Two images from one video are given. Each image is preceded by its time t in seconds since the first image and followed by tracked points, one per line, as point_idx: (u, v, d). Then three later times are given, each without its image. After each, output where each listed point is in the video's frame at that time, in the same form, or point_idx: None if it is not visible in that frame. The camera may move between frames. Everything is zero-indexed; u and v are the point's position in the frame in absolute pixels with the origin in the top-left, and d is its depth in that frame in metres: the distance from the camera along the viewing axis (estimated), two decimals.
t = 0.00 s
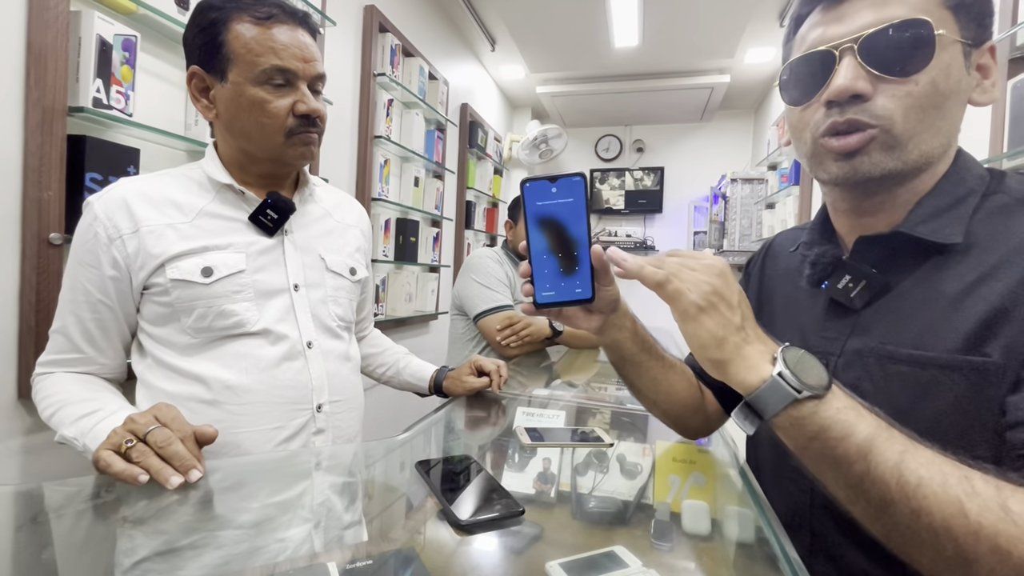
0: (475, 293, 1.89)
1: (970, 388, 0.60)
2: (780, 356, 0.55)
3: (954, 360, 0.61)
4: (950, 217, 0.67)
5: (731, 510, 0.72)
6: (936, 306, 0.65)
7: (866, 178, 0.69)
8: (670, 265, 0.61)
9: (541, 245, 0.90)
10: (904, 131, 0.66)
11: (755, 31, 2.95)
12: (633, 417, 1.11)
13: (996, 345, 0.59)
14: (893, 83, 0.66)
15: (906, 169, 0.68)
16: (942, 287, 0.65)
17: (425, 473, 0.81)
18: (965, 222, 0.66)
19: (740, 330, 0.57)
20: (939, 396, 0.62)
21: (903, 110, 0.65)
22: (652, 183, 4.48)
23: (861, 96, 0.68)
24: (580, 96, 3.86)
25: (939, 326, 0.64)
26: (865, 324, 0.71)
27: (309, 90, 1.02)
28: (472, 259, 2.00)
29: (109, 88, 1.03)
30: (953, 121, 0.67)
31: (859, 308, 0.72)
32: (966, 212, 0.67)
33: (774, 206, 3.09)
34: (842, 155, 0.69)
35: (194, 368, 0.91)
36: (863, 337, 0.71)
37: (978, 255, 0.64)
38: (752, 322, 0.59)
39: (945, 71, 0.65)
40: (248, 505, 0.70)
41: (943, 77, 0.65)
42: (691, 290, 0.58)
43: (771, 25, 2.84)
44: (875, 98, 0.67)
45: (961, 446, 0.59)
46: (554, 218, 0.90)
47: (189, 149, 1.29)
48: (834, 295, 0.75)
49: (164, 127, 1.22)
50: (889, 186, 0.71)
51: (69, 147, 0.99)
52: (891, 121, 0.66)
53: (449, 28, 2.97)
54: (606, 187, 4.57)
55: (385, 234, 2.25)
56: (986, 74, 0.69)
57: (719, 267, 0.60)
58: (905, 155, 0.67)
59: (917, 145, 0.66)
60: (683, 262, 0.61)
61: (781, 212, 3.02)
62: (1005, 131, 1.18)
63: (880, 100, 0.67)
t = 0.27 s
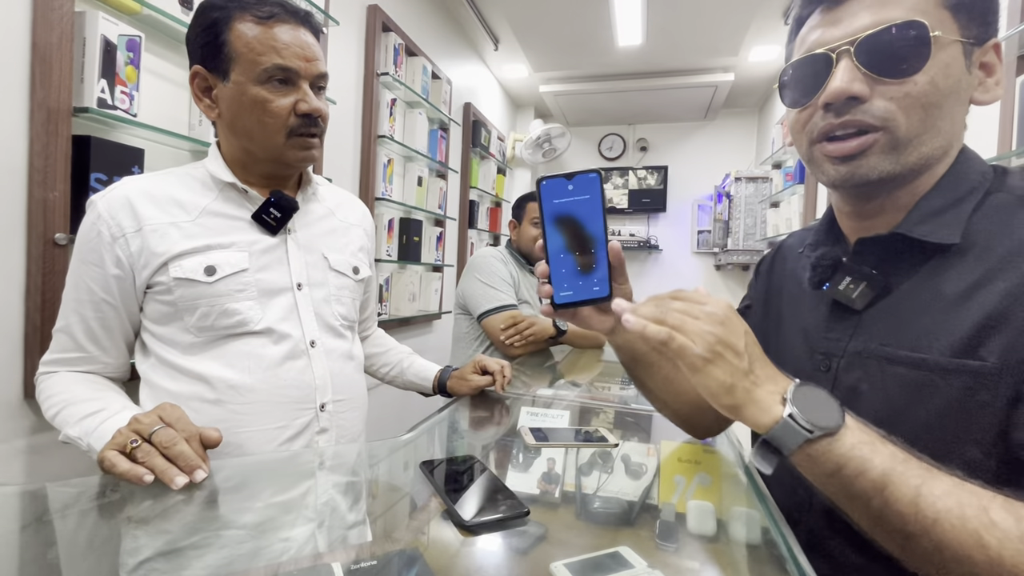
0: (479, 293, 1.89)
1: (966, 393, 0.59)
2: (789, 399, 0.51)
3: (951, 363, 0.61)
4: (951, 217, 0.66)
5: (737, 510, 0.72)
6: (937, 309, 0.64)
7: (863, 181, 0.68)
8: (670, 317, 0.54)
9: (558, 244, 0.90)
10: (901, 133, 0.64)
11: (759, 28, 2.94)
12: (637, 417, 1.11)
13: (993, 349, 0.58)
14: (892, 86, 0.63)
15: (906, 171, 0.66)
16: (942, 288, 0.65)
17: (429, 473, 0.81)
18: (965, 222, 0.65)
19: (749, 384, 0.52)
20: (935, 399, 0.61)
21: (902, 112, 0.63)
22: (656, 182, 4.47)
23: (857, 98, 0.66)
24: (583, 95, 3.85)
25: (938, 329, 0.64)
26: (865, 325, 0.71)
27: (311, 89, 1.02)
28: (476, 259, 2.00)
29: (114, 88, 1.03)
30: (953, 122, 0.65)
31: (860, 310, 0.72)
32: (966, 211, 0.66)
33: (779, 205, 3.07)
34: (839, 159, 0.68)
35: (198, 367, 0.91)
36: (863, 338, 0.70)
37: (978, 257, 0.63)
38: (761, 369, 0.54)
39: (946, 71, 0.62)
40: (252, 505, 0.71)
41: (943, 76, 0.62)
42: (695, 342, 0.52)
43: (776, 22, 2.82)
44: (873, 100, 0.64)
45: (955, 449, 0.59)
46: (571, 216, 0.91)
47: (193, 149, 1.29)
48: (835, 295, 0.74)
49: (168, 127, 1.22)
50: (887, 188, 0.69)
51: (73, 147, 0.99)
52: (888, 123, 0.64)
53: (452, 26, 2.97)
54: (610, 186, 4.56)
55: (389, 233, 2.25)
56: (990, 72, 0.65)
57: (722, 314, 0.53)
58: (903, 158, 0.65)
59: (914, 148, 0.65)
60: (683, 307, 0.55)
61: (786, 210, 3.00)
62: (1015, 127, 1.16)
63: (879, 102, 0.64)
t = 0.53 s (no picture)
0: (483, 292, 1.89)
1: (933, 375, 0.69)
2: (851, 462, 0.57)
3: (922, 347, 0.71)
4: (930, 219, 0.76)
5: (744, 510, 0.71)
6: (913, 299, 0.75)
7: (834, 190, 0.81)
8: (716, 421, 0.60)
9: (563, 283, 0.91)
10: (861, 150, 0.75)
11: (764, 26, 2.92)
12: (642, 417, 1.10)
13: (959, 338, 0.68)
14: (853, 108, 0.75)
15: (878, 179, 0.77)
16: (920, 279, 0.75)
17: (434, 472, 0.81)
18: (941, 225, 0.75)
19: (807, 463, 0.57)
20: (905, 379, 0.71)
21: (861, 132, 0.75)
22: (659, 180, 4.45)
23: (821, 121, 0.79)
24: (587, 94, 3.84)
25: (914, 318, 0.73)
26: (851, 311, 0.81)
27: (314, 88, 1.02)
28: (480, 258, 2.00)
29: (119, 88, 1.04)
30: (923, 133, 0.74)
31: (845, 296, 0.83)
32: (945, 214, 0.75)
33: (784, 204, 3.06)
34: (814, 172, 0.82)
35: (202, 367, 0.91)
36: (848, 324, 0.81)
37: (952, 255, 0.73)
38: (813, 445, 0.58)
39: (906, 90, 0.72)
40: (257, 504, 0.71)
41: (900, 98, 0.72)
42: (747, 440, 0.58)
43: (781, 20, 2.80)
44: (835, 123, 0.77)
45: (920, 421, 0.69)
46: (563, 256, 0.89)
47: (199, 150, 1.29)
48: (824, 282, 0.85)
49: (173, 127, 1.23)
50: (863, 198, 0.81)
51: (80, 147, 1.00)
52: (847, 142, 0.76)
53: (456, 26, 2.97)
54: (613, 185, 4.55)
55: (393, 233, 2.25)
56: (972, 79, 0.73)
57: (761, 405, 0.59)
58: (871, 170, 0.76)
59: (879, 160, 0.75)
60: (721, 401, 0.61)
61: (791, 209, 2.99)
62: None
63: (841, 124, 0.77)
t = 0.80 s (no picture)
0: (487, 291, 1.88)
1: (898, 358, 0.75)
2: (829, 492, 0.60)
3: (888, 333, 0.77)
4: (897, 218, 0.84)
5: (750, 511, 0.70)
6: (882, 289, 0.81)
7: (802, 191, 0.94)
8: (713, 470, 0.61)
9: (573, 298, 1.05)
10: (815, 158, 0.88)
11: (769, 24, 2.91)
12: (647, 416, 1.10)
13: (920, 324, 0.75)
14: (808, 123, 0.88)
15: (834, 184, 0.89)
16: (890, 272, 0.82)
17: (438, 471, 0.81)
18: (907, 223, 0.83)
19: (799, 501, 0.60)
20: (874, 362, 0.78)
21: (813, 143, 0.88)
22: (663, 179, 4.44)
23: (784, 134, 0.92)
24: (591, 93, 3.83)
25: (882, 306, 0.80)
26: (830, 300, 0.88)
27: (322, 89, 1.02)
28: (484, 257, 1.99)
29: (124, 89, 1.04)
30: (873, 144, 0.84)
31: (826, 288, 0.89)
32: (912, 214, 0.83)
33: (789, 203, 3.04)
34: (784, 175, 0.96)
35: (206, 367, 0.91)
36: (827, 312, 0.87)
37: (915, 250, 0.80)
38: (800, 483, 0.61)
39: (850, 108, 0.84)
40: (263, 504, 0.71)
41: (847, 113, 0.84)
42: (745, 487, 0.60)
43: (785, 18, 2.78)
44: (795, 135, 0.91)
45: (886, 400, 0.76)
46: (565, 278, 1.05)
47: (204, 150, 1.30)
48: (807, 277, 0.92)
49: (178, 127, 1.23)
50: (831, 197, 0.92)
51: (85, 148, 1.00)
52: (804, 152, 0.90)
53: (459, 25, 2.96)
54: (617, 184, 4.54)
55: (396, 232, 2.25)
56: (924, 92, 0.82)
57: (750, 452, 0.62)
58: (827, 174, 0.88)
59: (835, 165, 0.87)
60: (714, 451, 0.63)
61: (796, 208, 2.97)
62: None
63: (801, 137, 0.90)
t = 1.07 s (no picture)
0: (491, 291, 1.88)
1: (893, 348, 0.75)
2: (839, 490, 0.60)
3: (885, 324, 0.76)
4: (889, 216, 0.83)
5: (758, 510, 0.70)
6: (878, 283, 0.80)
7: (795, 188, 0.94)
8: (722, 479, 0.59)
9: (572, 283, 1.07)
10: (808, 156, 0.88)
11: (774, 22, 2.89)
12: (652, 416, 1.10)
13: (914, 313, 0.74)
14: (804, 122, 0.88)
15: (822, 184, 0.89)
16: (883, 266, 0.81)
17: (442, 470, 0.81)
18: (899, 222, 0.82)
19: (808, 503, 0.59)
20: (870, 353, 0.77)
21: (808, 143, 0.88)
22: (668, 178, 4.42)
23: (781, 133, 0.93)
24: (594, 92, 3.82)
25: (876, 298, 0.79)
26: (826, 296, 0.87)
27: (333, 91, 1.03)
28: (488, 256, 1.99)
29: (131, 90, 1.04)
30: (861, 149, 0.84)
31: (823, 284, 0.88)
32: (906, 210, 0.82)
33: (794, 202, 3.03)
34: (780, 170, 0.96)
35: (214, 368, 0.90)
36: (824, 308, 0.86)
37: (908, 245, 0.79)
38: (807, 484, 0.61)
39: (842, 111, 0.84)
40: (268, 502, 0.71)
41: (839, 116, 0.84)
42: (755, 493, 0.58)
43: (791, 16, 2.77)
44: (792, 133, 0.91)
45: (880, 387, 0.75)
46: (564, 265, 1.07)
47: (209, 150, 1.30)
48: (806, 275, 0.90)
49: (184, 127, 1.23)
50: (823, 195, 0.91)
51: (92, 148, 1.00)
52: (798, 150, 0.90)
53: (463, 25, 2.96)
54: (621, 183, 4.53)
55: (401, 232, 2.26)
56: (915, 104, 0.81)
57: (760, 458, 0.61)
58: (817, 173, 0.88)
59: (826, 165, 0.87)
60: (722, 458, 0.61)
61: (801, 207, 2.96)
62: None
63: (796, 135, 0.90)
